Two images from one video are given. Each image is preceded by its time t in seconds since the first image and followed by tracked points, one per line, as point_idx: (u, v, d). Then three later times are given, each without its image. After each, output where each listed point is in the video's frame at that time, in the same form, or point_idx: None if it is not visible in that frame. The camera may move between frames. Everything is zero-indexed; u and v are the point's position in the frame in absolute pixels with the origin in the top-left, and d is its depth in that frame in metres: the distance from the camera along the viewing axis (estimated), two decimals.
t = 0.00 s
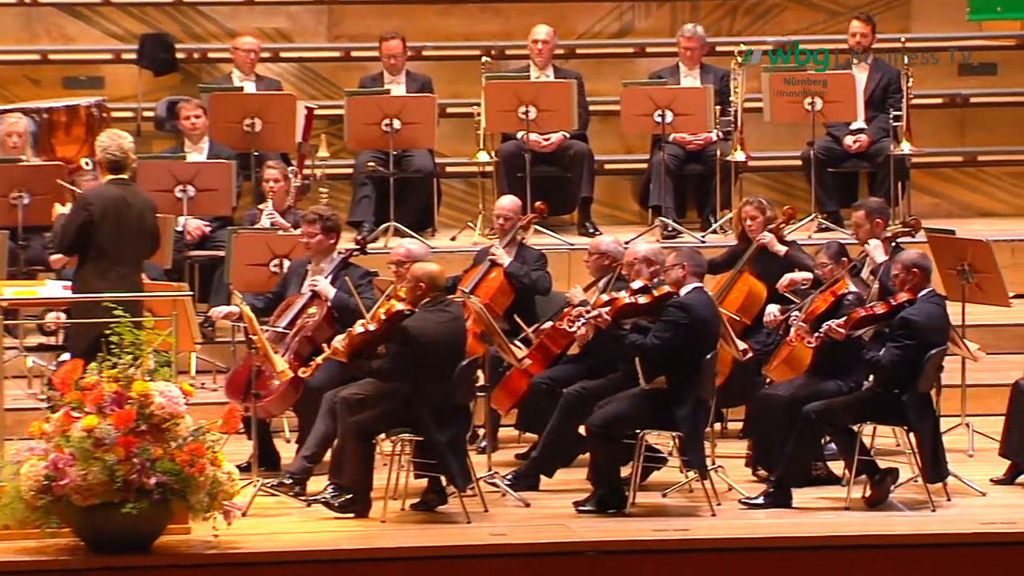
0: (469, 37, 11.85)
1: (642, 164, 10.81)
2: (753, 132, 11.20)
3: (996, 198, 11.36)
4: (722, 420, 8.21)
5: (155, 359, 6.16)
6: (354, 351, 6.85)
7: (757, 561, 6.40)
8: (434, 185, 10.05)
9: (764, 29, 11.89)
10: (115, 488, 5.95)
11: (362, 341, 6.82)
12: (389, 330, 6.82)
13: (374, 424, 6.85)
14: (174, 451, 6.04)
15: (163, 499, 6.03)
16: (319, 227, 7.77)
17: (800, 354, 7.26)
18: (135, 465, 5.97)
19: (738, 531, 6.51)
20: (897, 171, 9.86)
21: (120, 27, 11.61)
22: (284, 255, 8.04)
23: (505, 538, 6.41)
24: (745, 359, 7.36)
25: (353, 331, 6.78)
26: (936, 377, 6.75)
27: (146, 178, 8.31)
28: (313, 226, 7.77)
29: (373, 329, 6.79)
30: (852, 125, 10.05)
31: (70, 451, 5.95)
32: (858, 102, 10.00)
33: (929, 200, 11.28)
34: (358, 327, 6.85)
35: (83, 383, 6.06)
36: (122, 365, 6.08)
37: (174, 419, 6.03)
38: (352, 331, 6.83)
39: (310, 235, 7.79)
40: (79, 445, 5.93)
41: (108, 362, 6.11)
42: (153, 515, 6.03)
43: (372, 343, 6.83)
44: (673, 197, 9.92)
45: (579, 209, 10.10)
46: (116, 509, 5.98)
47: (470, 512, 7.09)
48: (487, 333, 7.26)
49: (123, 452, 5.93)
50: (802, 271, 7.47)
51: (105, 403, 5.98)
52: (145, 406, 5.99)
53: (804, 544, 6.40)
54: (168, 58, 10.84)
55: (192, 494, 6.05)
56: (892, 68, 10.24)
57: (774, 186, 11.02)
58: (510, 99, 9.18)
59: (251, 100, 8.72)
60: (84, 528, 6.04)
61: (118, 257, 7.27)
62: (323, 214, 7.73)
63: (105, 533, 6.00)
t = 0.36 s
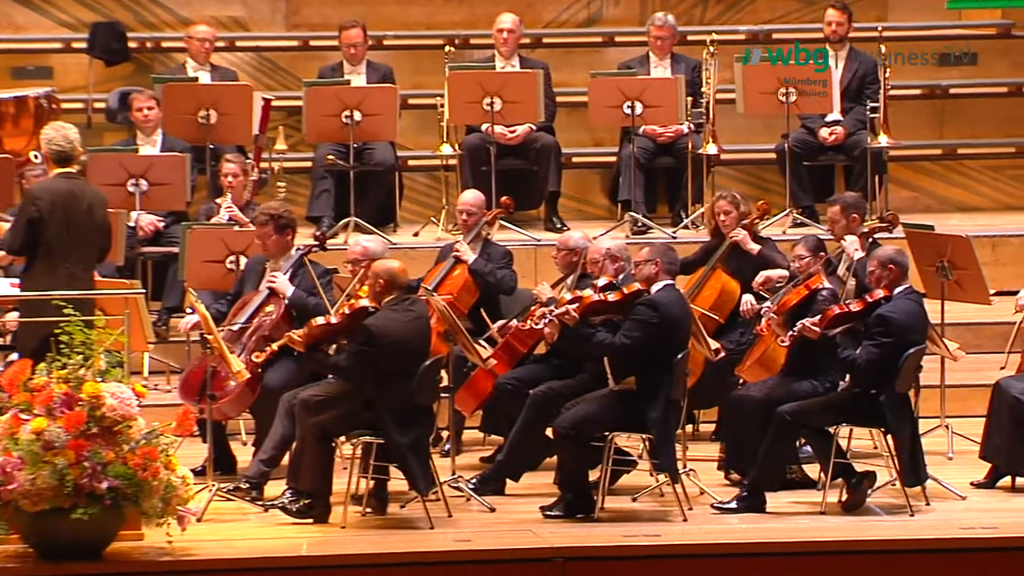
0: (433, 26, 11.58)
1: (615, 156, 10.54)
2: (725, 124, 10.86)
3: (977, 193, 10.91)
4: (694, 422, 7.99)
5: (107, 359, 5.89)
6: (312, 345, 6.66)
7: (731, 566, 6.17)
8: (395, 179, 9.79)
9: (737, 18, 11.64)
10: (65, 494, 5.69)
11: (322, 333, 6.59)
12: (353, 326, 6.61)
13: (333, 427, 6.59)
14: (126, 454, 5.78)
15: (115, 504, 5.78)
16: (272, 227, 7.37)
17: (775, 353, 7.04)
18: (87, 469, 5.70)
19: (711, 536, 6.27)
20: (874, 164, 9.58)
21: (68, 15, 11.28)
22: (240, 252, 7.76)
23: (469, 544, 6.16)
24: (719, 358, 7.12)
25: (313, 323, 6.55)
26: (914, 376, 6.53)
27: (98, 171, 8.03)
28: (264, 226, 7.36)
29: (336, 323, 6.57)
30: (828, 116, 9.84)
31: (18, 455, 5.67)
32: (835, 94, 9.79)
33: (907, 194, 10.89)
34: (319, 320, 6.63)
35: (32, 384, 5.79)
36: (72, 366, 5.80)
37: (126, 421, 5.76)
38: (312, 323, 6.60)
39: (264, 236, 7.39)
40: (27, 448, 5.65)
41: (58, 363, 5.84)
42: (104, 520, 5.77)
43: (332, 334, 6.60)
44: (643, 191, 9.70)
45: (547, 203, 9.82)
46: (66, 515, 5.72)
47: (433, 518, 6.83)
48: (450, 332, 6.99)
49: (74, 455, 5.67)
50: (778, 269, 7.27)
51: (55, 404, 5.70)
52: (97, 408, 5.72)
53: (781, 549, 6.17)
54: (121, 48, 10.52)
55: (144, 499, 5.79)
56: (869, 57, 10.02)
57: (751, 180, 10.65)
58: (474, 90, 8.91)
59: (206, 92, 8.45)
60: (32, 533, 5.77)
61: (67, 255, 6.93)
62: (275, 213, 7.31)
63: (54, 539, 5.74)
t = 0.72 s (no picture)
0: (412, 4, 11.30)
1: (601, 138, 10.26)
2: (717, 104, 10.59)
3: (978, 176, 10.69)
4: (683, 413, 7.76)
5: (75, 348, 5.62)
6: (292, 333, 6.39)
7: (723, 562, 5.92)
8: (374, 160, 9.53)
9: None
10: (31, 487, 5.43)
11: (303, 323, 6.36)
12: (334, 312, 6.37)
13: (309, 418, 6.32)
14: (95, 446, 5.50)
15: (82, 498, 5.51)
16: (246, 214, 7.09)
17: (767, 343, 6.81)
18: (54, 462, 5.43)
19: (702, 531, 6.03)
20: (870, 146, 9.37)
21: None
22: (212, 237, 7.41)
23: (450, 539, 5.91)
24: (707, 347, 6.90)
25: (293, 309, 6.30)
26: (911, 365, 6.31)
27: (64, 154, 7.73)
28: (239, 213, 7.08)
29: (316, 310, 6.34)
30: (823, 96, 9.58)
31: None
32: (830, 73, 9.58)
33: (903, 176, 10.63)
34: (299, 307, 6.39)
35: None
36: (39, 355, 5.53)
37: (95, 412, 5.48)
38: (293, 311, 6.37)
39: (238, 222, 7.09)
40: None
41: (23, 351, 5.56)
42: (71, 515, 5.50)
43: (312, 324, 6.38)
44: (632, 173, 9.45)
45: (530, 186, 9.58)
46: (32, 509, 5.46)
47: (414, 512, 6.57)
48: (431, 319, 6.74)
49: (40, 447, 5.40)
50: (770, 254, 7.09)
51: (20, 394, 5.43)
52: (64, 398, 5.45)
53: (774, 545, 5.93)
54: (89, 25, 10.23)
55: (113, 494, 5.51)
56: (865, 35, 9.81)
57: (741, 162, 10.38)
58: (455, 69, 8.66)
59: (177, 71, 8.17)
60: None
61: (30, 240, 6.57)
62: (249, 200, 7.04)
63: (19, 535, 5.47)
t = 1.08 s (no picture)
0: None
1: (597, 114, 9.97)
2: (719, 79, 10.34)
3: (985, 152, 10.41)
4: (682, 401, 7.50)
5: (47, 333, 5.33)
6: (278, 316, 6.12)
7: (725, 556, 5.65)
8: (360, 138, 9.22)
9: None
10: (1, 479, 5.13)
11: (288, 303, 6.08)
12: (320, 294, 6.11)
13: (292, 405, 6.03)
14: (68, 436, 5.20)
15: (56, 490, 5.21)
16: (230, 191, 6.81)
17: (768, 328, 6.58)
18: (25, 452, 5.12)
19: (701, 523, 5.76)
20: (876, 122, 9.11)
21: None
22: (191, 218, 7.07)
23: (439, 533, 5.64)
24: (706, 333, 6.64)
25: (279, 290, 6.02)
26: (919, 351, 6.04)
27: (37, 130, 7.45)
28: (222, 191, 6.79)
29: (303, 292, 6.07)
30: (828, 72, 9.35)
31: None
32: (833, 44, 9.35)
33: (911, 154, 10.37)
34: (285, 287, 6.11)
35: None
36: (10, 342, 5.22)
37: (69, 400, 5.18)
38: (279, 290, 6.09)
39: (221, 201, 6.84)
40: None
41: None
42: (44, 508, 5.20)
43: (298, 307, 6.12)
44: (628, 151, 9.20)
45: (522, 164, 9.23)
46: (2, 502, 5.16)
47: (401, 504, 6.29)
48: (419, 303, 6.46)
49: (11, 437, 5.08)
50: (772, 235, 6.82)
51: None
52: (36, 386, 5.14)
53: (778, 539, 5.66)
54: None
55: (88, 486, 5.21)
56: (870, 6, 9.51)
57: (740, 140, 10.11)
58: (444, 43, 8.35)
59: (153, 44, 7.91)
60: None
61: None
62: (234, 176, 6.77)
63: None
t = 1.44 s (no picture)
0: None
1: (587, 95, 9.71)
2: (713, 59, 10.06)
3: (992, 135, 10.16)
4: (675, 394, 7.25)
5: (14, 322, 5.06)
6: (260, 302, 5.82)
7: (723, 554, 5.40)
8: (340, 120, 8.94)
9: None
10: None
11: (271, 288, 5.78)
12: (306, 279, 5.83)
13: (271, 396, 5.75)
14: (36, 430, 4.93)
15: (22, 487, 4.93)
16: (212, 172, 6.48)
17: (765, 318, 6.34)
18: None
19: (697, 521, 5.50)
20: (878, 103, 8.94)
21: None
22: (163, 201, 6.81)
23: (423, 531, 5.37)
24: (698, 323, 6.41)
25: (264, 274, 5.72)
26: (922, 342, 5.80)
27: (4, 111, 7.17)
28: (203, 171, 6.47)
29: (286, 276, 5.78)
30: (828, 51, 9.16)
31: None
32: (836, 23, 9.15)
33: (914, 136, 10.13)
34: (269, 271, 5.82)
35: None
36: None
37: (37, 392, 4.91)
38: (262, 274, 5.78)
39: (200, 180, 6.50)
40: None
41: None
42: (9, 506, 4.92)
43: (282, 291, 5.82)
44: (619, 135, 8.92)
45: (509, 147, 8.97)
46: None
47: (384, 502, 6.01)
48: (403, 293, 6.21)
49: None
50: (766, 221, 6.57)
51: None
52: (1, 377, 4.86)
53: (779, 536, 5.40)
54: None
55: (57, 482, 4.93)
56: None
57: (737, 122, 9.85)
58: (429, 22, 8.10)
59: (125, 22, 7.65)
60: None
61: None
62: (216, 156, 6.43)
63: None
